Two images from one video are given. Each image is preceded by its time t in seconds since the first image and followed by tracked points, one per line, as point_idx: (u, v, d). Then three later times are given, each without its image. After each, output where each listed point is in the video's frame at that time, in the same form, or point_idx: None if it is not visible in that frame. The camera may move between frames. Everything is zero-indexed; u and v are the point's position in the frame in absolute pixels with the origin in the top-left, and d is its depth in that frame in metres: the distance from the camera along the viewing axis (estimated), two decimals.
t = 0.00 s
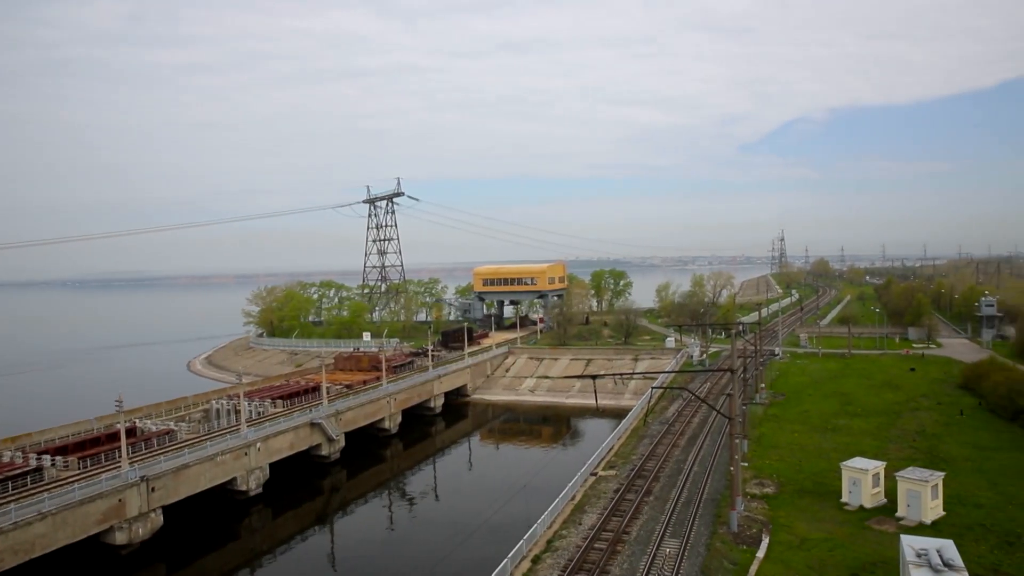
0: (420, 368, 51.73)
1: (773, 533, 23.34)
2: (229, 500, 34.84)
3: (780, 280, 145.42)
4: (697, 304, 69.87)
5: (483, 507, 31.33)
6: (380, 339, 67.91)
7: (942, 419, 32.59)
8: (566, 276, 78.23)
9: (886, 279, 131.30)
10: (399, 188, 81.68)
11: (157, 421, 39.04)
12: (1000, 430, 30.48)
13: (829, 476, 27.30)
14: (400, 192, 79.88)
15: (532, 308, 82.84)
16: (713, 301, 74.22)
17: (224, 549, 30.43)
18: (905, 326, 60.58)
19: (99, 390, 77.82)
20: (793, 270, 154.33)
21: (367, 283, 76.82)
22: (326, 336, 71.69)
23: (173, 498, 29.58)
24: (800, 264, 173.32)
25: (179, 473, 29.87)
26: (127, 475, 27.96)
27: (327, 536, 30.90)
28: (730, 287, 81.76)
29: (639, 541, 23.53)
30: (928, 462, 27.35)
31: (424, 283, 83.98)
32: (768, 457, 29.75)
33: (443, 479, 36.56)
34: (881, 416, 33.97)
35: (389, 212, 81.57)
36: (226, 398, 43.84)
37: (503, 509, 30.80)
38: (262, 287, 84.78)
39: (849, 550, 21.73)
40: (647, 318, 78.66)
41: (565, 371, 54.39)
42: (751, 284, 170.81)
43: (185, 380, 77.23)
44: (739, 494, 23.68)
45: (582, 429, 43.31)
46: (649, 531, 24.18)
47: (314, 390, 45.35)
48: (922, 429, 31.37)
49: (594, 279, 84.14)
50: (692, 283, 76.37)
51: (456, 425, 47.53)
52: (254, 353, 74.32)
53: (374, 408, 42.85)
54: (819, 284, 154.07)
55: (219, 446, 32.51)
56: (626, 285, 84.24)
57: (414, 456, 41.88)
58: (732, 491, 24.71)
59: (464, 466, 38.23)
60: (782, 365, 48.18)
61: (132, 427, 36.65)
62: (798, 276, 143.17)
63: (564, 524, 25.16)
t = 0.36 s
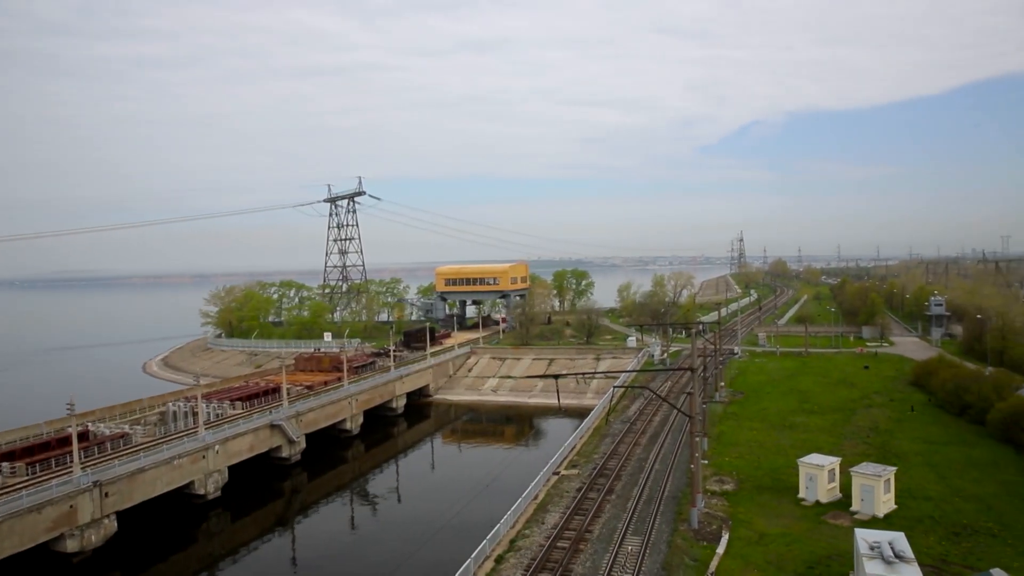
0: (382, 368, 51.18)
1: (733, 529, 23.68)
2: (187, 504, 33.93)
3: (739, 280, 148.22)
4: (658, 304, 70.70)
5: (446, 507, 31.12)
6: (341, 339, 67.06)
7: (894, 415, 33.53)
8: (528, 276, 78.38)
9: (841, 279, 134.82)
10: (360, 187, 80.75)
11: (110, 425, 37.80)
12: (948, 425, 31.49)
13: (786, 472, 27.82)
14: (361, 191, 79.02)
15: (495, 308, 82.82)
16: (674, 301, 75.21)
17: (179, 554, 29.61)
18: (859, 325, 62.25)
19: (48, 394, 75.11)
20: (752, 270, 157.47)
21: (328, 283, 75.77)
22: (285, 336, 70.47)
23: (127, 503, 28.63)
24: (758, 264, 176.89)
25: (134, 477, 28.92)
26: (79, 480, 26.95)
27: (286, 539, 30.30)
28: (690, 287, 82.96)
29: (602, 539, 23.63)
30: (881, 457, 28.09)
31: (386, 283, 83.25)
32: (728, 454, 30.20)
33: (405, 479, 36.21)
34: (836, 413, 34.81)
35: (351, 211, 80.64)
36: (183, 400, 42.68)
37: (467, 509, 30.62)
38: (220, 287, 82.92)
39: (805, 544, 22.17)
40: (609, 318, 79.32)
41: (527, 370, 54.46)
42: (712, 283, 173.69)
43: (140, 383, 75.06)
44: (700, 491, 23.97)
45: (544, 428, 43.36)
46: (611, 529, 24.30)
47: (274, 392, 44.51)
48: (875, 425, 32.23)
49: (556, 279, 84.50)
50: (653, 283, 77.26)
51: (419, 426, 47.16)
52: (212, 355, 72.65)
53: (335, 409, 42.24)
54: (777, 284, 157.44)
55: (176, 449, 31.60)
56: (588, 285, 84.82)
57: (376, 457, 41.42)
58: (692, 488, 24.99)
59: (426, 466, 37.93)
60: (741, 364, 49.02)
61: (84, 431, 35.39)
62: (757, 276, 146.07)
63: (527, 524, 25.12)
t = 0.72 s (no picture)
0: (339, 369, 50.42)
1: (689, 526, 24.02)
2: (137, 509, 32.84)
3: (695, 279, 150.86)
4: (616, 303, 71.41)
5: (404, 508, 30.78)
6: (297, 340, 65.88)
7: (845, 412, 34.48)
8: (487, 276, 78.30)
9: (793, 279, 138.32)
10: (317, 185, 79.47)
11: (55, 429, 36.32)
12: (895, 421, 32.54)
13: (740, 469, 28.36)
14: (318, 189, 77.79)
15: (453, 307, 82.52)
16: (631, 301, 76.07)
17: (128, 561, 28.63)
18: (810, 324, 63.90)
19: None
20: (707, 270, 160.46)
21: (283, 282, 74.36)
22: (240, 337, 68.93)
23: (74, 510, 27.54)
24: (714, 265, 180.25)
25: (81, 483, 27.83)
26: (22, 487, 25.79)
27: (239, 544, 29.59)
28: (647, 287, 83.99)
29: (560, 538, 23.69)
30: (832, 453, 28.83)
31: (343, 282, 82.17)
32: (684, 452, 30.62)
33: (363, 481, 35.72)
34: (789, 410, 35.62)
35: (307, 210, 79.28)
36: (132, 403, 41.29)
37: (425, 509, 30.34)
38: (171, 287, 80.64)
39: (759, 539, 22.63)
40: (567, 317, 79.81)
41: (486, 370, 54.36)
42: (669, 283, 176.37)
43: (86, 386, 72.48)
44: (656, 489, 24.24)
45: (503, 428, 43.29)
46: (569, 528, 24.37)
47: (228, 393, 43.44)
48: (826, 422, 33.08)
49: (514, 278, 84.63)
50: (611, 283, 78.00)
51: (377, 427, 46.61)
52: (163, 356, 70.62)
53: (292, 411, 41.43)
54: (731, 284, 160.70)
55: (126, 453, 30.53)
56: (546, 285, 85.14)
57: (333, 458, 40.79)
58: (650, 486, 25.24)
59: (384, 468, 37.49)
60: (697, 363, 49.80)
61: (27, 436, 33.92)
62: (712, 276, 148.85)
63: (485, 524, 25.03)
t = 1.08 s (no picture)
0: (294, 370, 49.51)
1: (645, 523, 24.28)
2: (83, 516, 31.68)
3: (651, 279, 152.96)
4: (573, 303, 71.90)
5: (361, 510, 30.39)
6: (251, 341, 64.49)
7: (796, 409, 35.33)
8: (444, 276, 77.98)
9: (746, 279, 141.43)
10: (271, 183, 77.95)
11: None
12: (844, 417, 33.47)
13: (695, 466, 28.81)
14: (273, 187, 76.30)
15: (411, 307, 81.95)
16: (588, 300, 76.70)
17: (74, 570, 27.61)
18: (763, 324, 65.35)
19: None
20: (663, 270, 162.92)
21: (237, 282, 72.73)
22: (192, 338, 67.19)
23: (15, 519, 26.40)
24: (670, 265, 183.00)
25: (23, 491, 26.70)
26: None
27: (190, 549, 28.82)
28: (604, 287, 84.77)
29: (518, 537, 23.70)
30: (784, 449, 29.50)
31: (298, 282, 80.85)
32: (641, 450, 30.96)
33: (319, 483, 35.14)
34: (742, 408, 36.33)
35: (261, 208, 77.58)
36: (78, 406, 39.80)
37: (382, 510, 30.00)
38: (119, 287, 78.15)
39: (714, 535, 23.02)
40: (525, 317, 80.06)
41: (443, 370, 54.10)
42: (626, 284, 178.48)
43: (29, 389, 69.70)
44: (613, 487, 24.44)
45: (460, 428, 43.12)
46: (527, 527, 24.39)
47: (179, 395, 42.28)
48: (778, 419, 33.84)
49: (472, 278, 84.47)
50: (568, 283, 78.49)
51: (333, 428, 45.94)
52: (111, 358, 68.37)
53: (246, 413, 40.53)
54: (687, 284, 163.43)
55: (71, 459, 29.42)
56: (504, 284, 85.21)
57: (289, 461, 40.04)
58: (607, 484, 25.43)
59: (341, 470, 36.95)
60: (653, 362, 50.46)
61: None
62: (668, 276, 151.14)
63: (443, 524, 24.90)
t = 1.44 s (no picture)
0: (249, 371, 48.58)
1: (603, 521, 24.46)
2: (26, 525, 30.49)
3: (609, 279, 154.72)
4: (531, 302, 72.15)
5: (318, 512, 29.94)
6: (204, 342, 63.00)
7: (750, 407, 36.04)
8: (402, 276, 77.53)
9: (702, 279, 143.97)
10: (225, 181, 76.22)
11: None
12: (796, 414, 34.26)
13: (652, 464, 29.15)
14: (226, 184, 74.56)
15: (369, 307, 81.26)
16: (547, 300, 77.16)
17: None
18: (718, 323, 66.62)
19: None
20: (620, 270, 164.95)
21: (190, 282, 70.98)
22: (142, 339, 65.42)
23: None
24: (629, 265, 185.10)
25: None
26: None
27: (140, 556, 28.00)
28: (562, 287, 85.25)
29: (477, 537, 23.65)
30: (738, 447, 30.05)
31: (253, 282, 79.41)
32: (599, 449, 31.19)
33: (274, 486, 34.50)
34: (698, 406, 36.90)
35: (216, 207, 75.23)
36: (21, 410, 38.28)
37: (340, 512, 29.62)
38: (65, 287, 75.60)
39: (670, 532, 23.33)
40: (483, 317, 80.15)
41: (401, 371, 53.76)
42: (585, 283, 180.03)
43: None
44: (572, 486, 24.56)
45: (418, 429, 42.85)
46: (486, 527, 24.35)
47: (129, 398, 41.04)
48: (733, 417, 34.46)
49: (430, 278, 84.19)
50: (526, 283, 78.83)
51: (289, 430, 45.22)
52: (57, 360, 66.08)
53: (199, 415, 39.61)
54: (644, 284, 165.51)
55: (13, 466, 28.27)
56: (462, 284, 85.11)
57: (244, 463, 39.26)
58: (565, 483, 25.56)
59: (297, 472, 36.35)
60: (611, 361, 50.95)
61: None
62: (625, 276, 152.95)
63: (401, 526, 24.69)
